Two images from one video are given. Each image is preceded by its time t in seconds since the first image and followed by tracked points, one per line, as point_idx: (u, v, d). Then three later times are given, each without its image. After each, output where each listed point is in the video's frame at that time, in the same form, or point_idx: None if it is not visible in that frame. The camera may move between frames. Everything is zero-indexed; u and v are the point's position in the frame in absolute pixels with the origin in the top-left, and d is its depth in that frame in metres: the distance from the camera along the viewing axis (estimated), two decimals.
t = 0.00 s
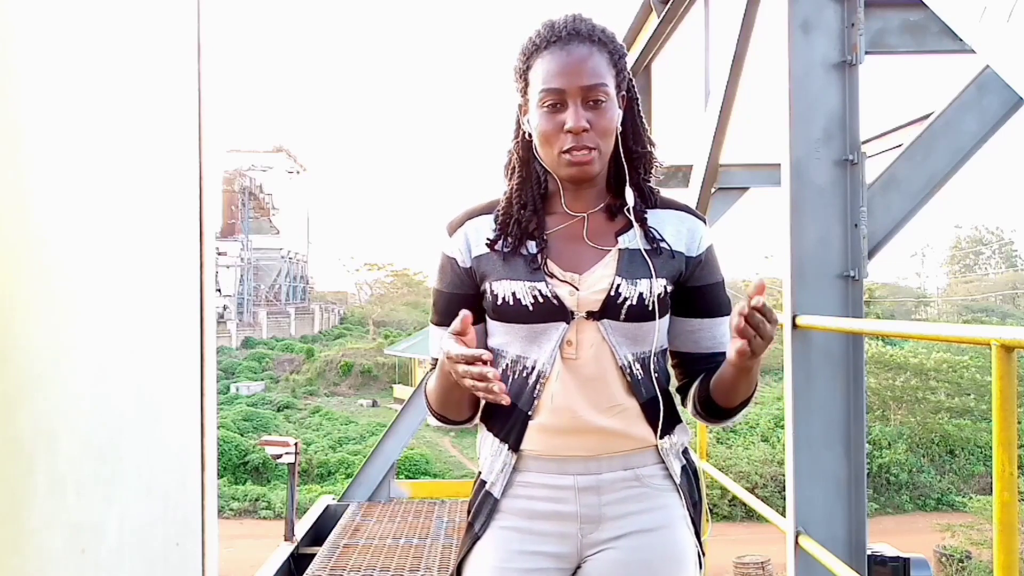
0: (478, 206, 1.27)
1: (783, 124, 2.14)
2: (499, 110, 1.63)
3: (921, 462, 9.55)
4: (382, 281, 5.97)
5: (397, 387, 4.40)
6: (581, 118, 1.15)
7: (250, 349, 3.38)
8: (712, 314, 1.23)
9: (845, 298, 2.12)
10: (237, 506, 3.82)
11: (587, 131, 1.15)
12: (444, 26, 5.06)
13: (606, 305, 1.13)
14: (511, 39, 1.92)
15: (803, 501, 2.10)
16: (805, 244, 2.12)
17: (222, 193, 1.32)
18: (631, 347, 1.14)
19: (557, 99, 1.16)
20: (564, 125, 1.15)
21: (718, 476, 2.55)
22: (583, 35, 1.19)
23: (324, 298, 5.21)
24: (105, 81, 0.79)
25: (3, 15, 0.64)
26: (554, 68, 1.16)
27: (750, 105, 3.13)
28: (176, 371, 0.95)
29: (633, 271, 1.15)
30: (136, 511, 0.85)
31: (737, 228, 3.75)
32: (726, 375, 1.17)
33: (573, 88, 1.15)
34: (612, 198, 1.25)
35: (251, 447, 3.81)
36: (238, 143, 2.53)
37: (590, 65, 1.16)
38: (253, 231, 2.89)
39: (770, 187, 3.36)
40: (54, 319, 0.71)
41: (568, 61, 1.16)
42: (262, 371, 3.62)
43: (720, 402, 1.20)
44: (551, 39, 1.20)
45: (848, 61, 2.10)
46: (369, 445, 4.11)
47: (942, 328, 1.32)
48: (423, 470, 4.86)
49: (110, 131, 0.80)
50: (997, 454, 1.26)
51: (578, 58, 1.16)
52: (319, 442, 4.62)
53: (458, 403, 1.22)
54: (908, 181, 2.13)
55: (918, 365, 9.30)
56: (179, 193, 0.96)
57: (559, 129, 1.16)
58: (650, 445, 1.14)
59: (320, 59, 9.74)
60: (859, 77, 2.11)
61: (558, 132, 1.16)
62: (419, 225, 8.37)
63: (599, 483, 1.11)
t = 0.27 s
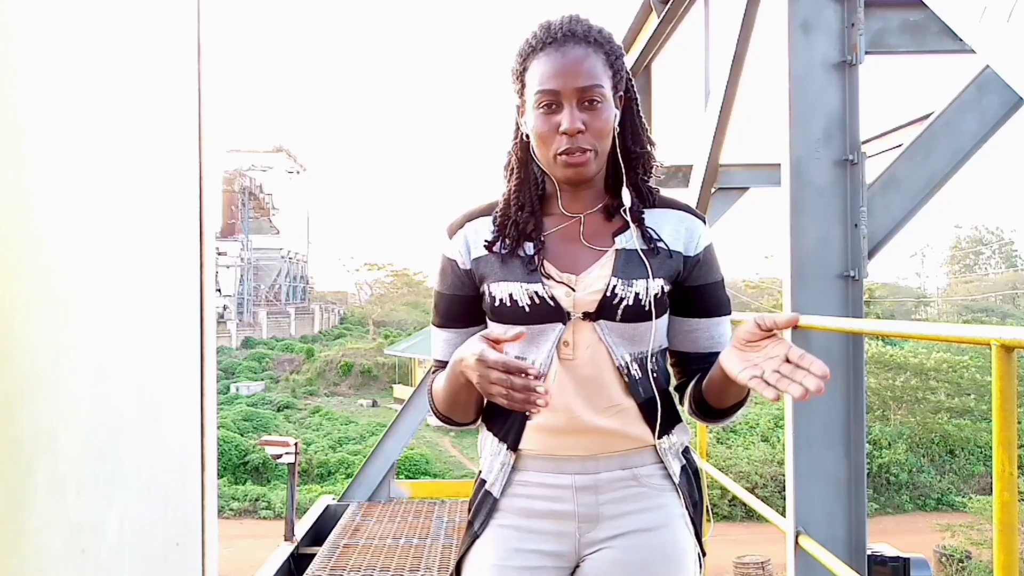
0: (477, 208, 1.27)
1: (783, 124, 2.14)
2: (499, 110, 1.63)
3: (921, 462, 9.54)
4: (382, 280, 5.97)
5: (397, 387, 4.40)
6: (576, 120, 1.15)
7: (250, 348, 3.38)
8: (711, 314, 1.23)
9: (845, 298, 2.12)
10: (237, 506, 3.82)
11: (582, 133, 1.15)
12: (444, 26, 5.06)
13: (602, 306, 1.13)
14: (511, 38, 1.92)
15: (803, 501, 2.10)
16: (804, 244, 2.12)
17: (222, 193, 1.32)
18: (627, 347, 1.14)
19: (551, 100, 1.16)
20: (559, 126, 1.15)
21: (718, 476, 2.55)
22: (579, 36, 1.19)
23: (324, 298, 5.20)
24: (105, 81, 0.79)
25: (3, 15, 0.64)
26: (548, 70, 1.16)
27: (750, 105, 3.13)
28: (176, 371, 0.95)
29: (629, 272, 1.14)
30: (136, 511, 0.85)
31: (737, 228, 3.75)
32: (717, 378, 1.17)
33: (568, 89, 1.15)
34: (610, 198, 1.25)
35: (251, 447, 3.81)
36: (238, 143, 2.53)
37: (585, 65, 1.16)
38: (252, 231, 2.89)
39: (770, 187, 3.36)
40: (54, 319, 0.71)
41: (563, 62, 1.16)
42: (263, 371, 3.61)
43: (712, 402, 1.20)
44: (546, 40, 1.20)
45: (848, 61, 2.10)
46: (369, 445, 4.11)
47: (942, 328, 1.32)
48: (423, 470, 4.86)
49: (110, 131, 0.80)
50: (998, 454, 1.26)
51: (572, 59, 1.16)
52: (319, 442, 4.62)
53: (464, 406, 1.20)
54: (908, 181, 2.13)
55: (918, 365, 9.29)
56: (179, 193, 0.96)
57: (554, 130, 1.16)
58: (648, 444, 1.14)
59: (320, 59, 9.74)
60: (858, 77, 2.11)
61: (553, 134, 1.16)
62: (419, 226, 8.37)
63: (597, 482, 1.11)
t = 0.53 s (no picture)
0: (479, 208, 1.27)
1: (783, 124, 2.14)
2: (499, 110, 1.63)
3: (921, 462, 9.54)
4: (382, 280, 5.97)
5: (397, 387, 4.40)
6: (578, 120, 1.15)
7: (250, 349, 3.38)
8: (712, 314, 1.23)
9: (845, 298, 2.12)
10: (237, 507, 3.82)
11: (584, 133, 1.15)
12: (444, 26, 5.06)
13: (603, 308, 1.13)
14: (512, 38, 1.92)
15: (803, 501, 2.10)
16: (805, 244, 2.12)
17: (222, 194, 1.32)
18: (628, 348, 1.14)
19: (553, 100, 1.16)
20: (560, 126, 1.15)
21: (718, 476, 2.55)
22: (581, 36, 1.19)
23: (324, 298, 5.19)
24: (105, 80, 0.79)
25: (3, 15, 0.64)
26: (551, 70, 1.17)
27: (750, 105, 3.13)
28: (176, 371, 0.95)
29: (631, 273, 1.14)
30: (136, 510, 0.85)
31: (737, 228, 3.75)
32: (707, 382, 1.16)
33: (570, 89, 1.15)
34: (612, 198, 1.25)
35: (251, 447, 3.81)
36: (239, 143, 2.53)
37: (588, 66, 1.16)
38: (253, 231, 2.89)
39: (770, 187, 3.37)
40: (53, 320, 0.71)
41: (565, 63, 1.16)
42: (263, 371, 3.61)
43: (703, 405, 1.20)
44: (548, 40, 1.20)
45: (848, 61, 2.10)
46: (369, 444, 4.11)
47: (942, 328, 1.32)
48: (423, 470, 4.86)
49: (110, 131, 0.80)
50: (998, 455, 1.26)
51: (575, 59, 1.16)
52: (319, 442, 4.62)
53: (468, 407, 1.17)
54: (908, 181, 2.13)
55: (918, 365, 9.28)
56: (179, 193, 0.96)
57: (556, 130, 1.16)
58: (649, 444, 1.14)
59: (320, 59, 9.75)
60: (859, 77, 2.11)
61: (555, 134, 1.16)
62: (420, 226, 8.37)
63: (598, 481, 1.11)
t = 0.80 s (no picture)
0: (480, 206, 1.26)
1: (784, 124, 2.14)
2: (499, 109, 1.63)
3: (921, 462, 9.54)
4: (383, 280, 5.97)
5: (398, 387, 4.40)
6: (585, 121, 1.16)
7: (250, 349, 3.28)
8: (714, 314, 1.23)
9: (845, 299, 2.12)
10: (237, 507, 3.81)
11: (591, 134, 1.16)
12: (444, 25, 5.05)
13: (610, 308, 1.16)
14: (511, 38, 1.92)
15: (803, 502, 2.10)
16: (805, 244, 2.12)
17: (223, 193, 1.32)
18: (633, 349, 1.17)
19: (561, 100, 1.17)
20: (567, 127, 1.16)
21: (718, 476, 2.55)
22: (590, 37, 1.21)
23: (324, 297, 4.92)
24: (105, 80, 0.79)
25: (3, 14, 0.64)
26: (558, 70, 1.18)
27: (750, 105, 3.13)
28: (176, 371, 0.95)
29: (637, 274, 1.16)
30: (137, 510, 0.86)
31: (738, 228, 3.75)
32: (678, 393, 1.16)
33: (578, 90, 1.16)
34: (616, 200, 1.27)
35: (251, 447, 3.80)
36: (239, 143, 2.52)
37: (596, 67, 1.18)
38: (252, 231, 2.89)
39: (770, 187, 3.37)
40: (53, 319, 0.71)
41: (573, 64, 1.17)
42: (263, 370, 3.57)
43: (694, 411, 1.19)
44: (556, 40, 1.21)
45: (848, 61, 2.10)
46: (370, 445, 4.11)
47: (941, 327, 1.32)
48: (423, 470, 4.86)
49: (110, 131, 0.80)
50: (998, 454, 1.26)
51: (583, 60, 1.18)
52: (319, 442, 4.62)
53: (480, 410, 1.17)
54: (908, 181, 2.13)
55: (918, 366, 9.28)
56: (179, 192, 0.96)
57: (563, 131, 1.17)
58: (652, 443, 1.16)
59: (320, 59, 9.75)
60: (859, 77, 2.11)
61: (562, 134, 1.17)
62: (420, 226, 8.37)
63: (603, 480, 1.12)
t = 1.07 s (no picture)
0: (483, 204, 1.27)
1: (784, 124, 2.14)
2: (499, 109, 1.63)
3: (921, 462, 9.54)
4: (383, 280, 5.95)
5: (398, 387, 4.41)
6: (590, 120, 1.16)
7: (250, 348, 3.28)
8: (715, 313, 1.23)
9: (846, 299, 2.12)
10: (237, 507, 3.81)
11: (595, 134, 1.16)
12: (444, 25, 5.05)
13: (614, 309, 1.16)
14: (512, 38, 1.92)
15: (803, 502, 2.10)
16: (806, 244, 2.12)
17: (223, 193, 1.32)
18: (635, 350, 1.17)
19: (566, 100, 1.17)
20: (572, 126, 1.17)
21: (718, 476, 2.55)
22: (595, 36, 1.21)
23: (323, 298, 5.00)
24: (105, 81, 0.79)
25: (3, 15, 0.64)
26: (564, 69, 1.18)
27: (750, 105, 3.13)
28: (176, 371, 0.95)
29: (641, 275, 1.16)
30: (137, 510, 0.85)
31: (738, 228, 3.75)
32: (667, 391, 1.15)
33: (584, 89, 1.17)
34: (618, 201, 1.27)
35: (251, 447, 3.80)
36: (239, 143, 2.52)
37: (601, 67, 1.18)
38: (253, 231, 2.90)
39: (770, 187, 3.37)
40: (53, 320, 0.71)
41: (579, 63, 1.18)
42: (263, 370, 3.58)
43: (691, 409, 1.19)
44: (562, 39, 1.21)
45: (848, 61, 2.10)
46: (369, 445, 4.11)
47: (941, 327, 1.32)
48: (423, 470, 4.85)
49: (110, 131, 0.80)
50: (997, 454, 1.26)
51: (588, 59, 1.18)
52: (320, 442, 4.62)
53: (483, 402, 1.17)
54: (908, 181, 2.13)
55: (918, 365, 9.27)
56: (179, 193, 0.96)
57: (567, 130, 1.17)
58: (654, 443, 1.16)
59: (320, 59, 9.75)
60: (859, 77, 2.11)
61: (566, 133, 1.17)
62: (420, 226, 8.37)
63: (606, 480, 1.12)
